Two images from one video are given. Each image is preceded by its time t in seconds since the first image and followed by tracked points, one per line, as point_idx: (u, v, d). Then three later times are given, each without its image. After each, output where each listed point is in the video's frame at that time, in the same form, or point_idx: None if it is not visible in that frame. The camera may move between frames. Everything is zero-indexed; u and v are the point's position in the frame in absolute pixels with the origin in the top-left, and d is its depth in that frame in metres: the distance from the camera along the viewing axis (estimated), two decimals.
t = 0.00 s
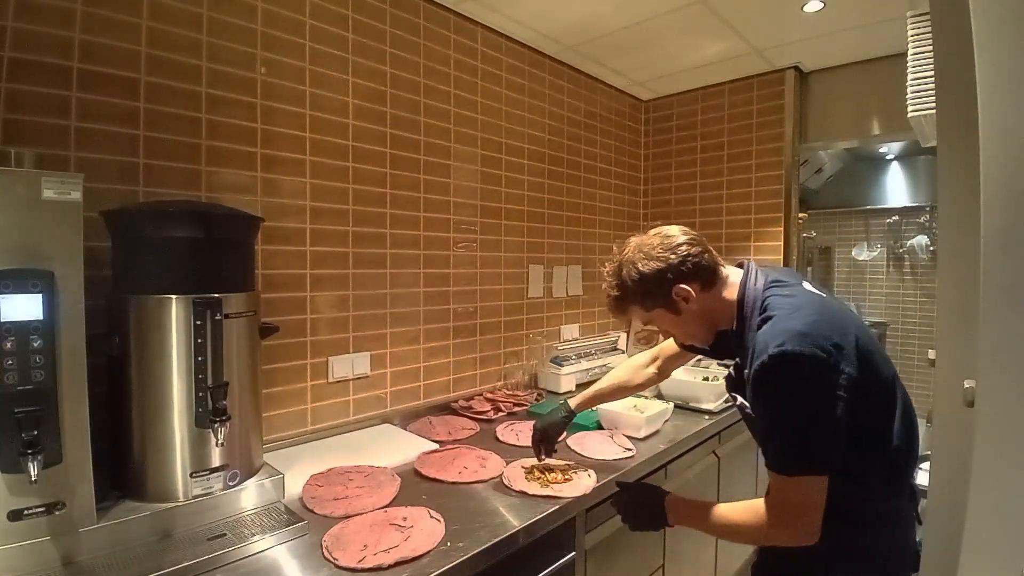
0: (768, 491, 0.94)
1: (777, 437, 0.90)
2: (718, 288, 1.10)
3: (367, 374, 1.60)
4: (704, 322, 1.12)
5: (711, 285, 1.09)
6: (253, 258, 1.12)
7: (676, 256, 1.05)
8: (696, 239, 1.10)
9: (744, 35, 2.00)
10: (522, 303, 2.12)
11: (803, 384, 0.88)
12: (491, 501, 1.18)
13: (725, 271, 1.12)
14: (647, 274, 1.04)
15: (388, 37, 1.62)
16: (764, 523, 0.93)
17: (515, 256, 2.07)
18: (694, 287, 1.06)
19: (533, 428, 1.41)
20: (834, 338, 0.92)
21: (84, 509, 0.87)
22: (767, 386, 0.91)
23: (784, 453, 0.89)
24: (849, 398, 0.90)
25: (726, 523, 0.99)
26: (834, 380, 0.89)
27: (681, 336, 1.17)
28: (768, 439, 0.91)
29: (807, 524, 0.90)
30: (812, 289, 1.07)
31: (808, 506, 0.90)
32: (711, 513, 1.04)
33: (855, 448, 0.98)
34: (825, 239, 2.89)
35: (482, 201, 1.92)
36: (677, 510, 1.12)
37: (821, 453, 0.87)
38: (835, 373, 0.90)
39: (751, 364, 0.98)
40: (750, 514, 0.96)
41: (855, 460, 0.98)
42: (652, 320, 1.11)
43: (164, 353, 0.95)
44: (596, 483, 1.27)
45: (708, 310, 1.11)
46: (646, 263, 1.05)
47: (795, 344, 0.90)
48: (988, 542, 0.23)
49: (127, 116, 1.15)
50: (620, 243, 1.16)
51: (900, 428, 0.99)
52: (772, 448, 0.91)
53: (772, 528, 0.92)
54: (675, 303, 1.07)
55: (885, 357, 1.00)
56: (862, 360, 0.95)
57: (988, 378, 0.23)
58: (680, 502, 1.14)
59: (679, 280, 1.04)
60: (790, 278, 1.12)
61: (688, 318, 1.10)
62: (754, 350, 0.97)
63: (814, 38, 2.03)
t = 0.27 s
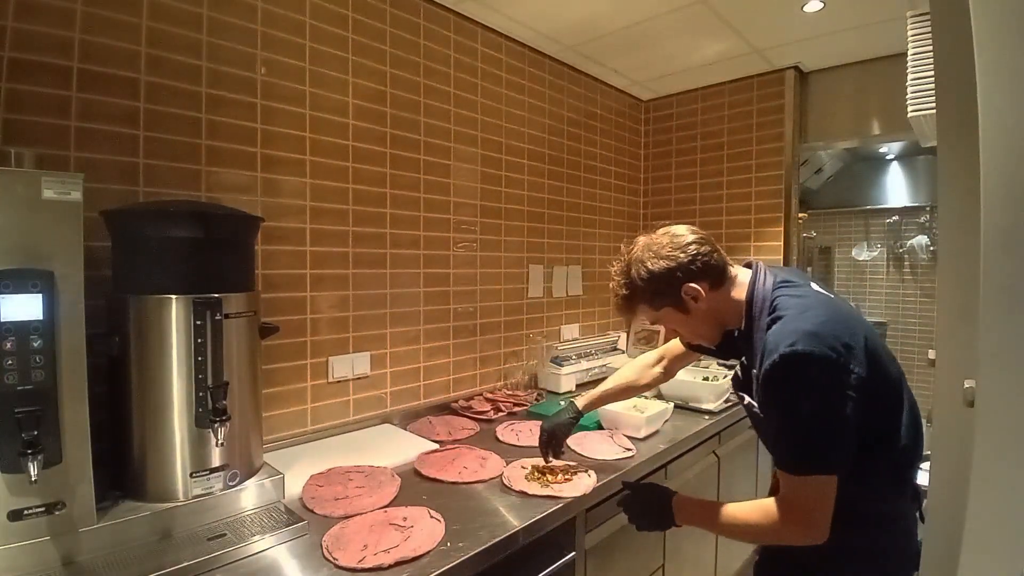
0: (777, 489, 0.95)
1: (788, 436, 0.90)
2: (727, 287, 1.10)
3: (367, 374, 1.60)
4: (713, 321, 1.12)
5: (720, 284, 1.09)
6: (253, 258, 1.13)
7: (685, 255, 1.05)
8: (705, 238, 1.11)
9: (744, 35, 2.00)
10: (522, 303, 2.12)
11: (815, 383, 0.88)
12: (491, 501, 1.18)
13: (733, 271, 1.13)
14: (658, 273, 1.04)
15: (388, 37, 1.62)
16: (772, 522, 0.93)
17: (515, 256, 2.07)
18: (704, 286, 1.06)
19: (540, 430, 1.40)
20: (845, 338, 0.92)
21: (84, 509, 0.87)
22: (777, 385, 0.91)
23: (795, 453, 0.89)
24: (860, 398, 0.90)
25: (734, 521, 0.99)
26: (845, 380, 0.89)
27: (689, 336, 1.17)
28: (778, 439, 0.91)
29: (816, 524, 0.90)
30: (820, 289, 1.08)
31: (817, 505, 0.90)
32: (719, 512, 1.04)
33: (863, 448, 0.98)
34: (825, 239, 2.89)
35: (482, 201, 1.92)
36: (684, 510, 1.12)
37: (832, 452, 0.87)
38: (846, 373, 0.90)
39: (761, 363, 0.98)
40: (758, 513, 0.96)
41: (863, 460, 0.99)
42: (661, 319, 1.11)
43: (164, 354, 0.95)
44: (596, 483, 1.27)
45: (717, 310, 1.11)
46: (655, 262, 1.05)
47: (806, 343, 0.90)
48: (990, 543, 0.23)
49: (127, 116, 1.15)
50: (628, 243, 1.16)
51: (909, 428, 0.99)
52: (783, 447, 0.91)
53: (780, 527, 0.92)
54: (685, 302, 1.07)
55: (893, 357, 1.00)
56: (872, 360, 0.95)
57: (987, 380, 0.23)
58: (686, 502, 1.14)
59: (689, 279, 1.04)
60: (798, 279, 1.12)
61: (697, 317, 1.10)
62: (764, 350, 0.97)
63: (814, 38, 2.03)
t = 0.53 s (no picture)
0: (786, 490, 0.94)
1: (797, 438, 0.89)
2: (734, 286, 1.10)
3: (367, 374, 1.60)
4: (720, 321, 1.12)
5: (727, 284, 1.09)
6: (253, 259, 1.13)
7: (692, 255, 1.05)
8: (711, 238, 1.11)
9: (745, 35, 2.00)
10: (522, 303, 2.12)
11: (824, 385, 0.88)
12: (491, 501, 1.18)
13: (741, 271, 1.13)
14: (665, 273, 1.04)
15: (388, 37, 1.62)
16: (782, 522, 0.93)
17: (515, 256, 2.07)
18: (711, 286, 1.06)
19: (547, 432, 1.39)
20: (854, 340, 0.92)
21: (84, 509, 0.87)
22: (786, 387, 0.91)
23: (803, 455, 0.89)
24: (868, 400, 0.90)
25: (744, 522, 0.99)
26: (853, 381, 0.89)
27: (696, 335, 1.17)
28: (787, 440, 0.91)
29: (826, 523, 0.90)
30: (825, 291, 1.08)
31: (827, 504, 0.89)
32: (728, 513, 1.03)
33: (869, 448, 0.98)
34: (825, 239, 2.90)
35: (482, 201, 1.92)
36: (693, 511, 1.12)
37: (840, 454, 0.87)
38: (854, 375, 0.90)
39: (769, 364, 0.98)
40: (767, 514, 0.95)
41: (869, 460, 0.99)
42: (667, 319, 1.12)
43: (164, 354, 0.95)
44: (596, 483, 1.27)
45: (724, 310, 1.11)
46: (662, 262, 1.05)
47: (816, 345, 0.90)
48: (990, 543, 0.23)
49: (127, 115, 1.15)
50: (634, 243, 1.17)
51: (915, 429, 1.00)
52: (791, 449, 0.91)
53: (790, 527, 0.92)
54: (692, 302, 1.07)
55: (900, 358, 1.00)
56: (879, 362, 0.95)
57: (987, 380, 0.23)
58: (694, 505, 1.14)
59: (696, 279, 1.04)
60: (805, 279, 1.12)
61: (704, 317, 1.10)
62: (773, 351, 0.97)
63: (814, 38, 2.04)
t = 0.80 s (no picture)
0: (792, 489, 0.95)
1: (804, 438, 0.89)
2: (737, 286, 1.10)
3: (367, 374, 1.60)
4: (723, 322, 1.12)
5: (730, 284, 1.09)
6: (253, 259, 1.13)
7: (696, 254, 1.05)
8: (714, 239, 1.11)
9: (745, 35, 2.00)
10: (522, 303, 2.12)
11: (831, 386, 0.88)
12: (491, 501, 1.18)
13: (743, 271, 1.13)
14: (670, 272, 1.04)
15: (388, 37, 1.62)
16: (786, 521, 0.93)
17: (515, 256, 2.07)
18: (715, 285, 1.06)
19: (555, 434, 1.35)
20: (859, 340, 0.92)
21: (84, 509, 0.87)
22: (792, 388, 0.91)
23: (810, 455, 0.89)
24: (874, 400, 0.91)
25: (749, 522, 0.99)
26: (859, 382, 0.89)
27: (698, 335, 1.17)
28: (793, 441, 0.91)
29: (829, 522, 0.90)
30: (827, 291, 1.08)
31: (831, 504, 0.89)
32: (734, 513, 1.04)
33: (873, 448, 0.98)
34: (825, 238, 2.90)
35: (482, 201, 1.92)
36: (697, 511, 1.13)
37: (847, 454, 0.87)
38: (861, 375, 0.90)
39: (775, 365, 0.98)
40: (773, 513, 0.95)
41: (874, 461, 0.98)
42: (670, 319, 1.11)
43: (164, 354, 0.95)
44: (596, 483, 1.27)
45: (728, 309, 1.11)
46: (666, 261, 1.05)
47: (822, 346, 0.90)
48: (990, 542, 0.23)
49: (127, 115, 1.15)
50: (636, 243, 1.16)
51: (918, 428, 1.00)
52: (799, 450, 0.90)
53: (795, 526, 0.92)
54: (697, 301, 1.07)
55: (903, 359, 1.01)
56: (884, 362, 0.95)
57: (986, 380, 0.23)
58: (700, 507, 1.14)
59: (700, 278, 1.04)
60: (808, 280, 1.12)
61: (707, 317, 1.10)
62: (779, 351, 0.97)
63: (814, 38, 2.04)
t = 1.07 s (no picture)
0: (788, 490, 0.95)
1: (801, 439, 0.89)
2: (732, 286, 1.10)
3: (367, 374, 1.60)
4: (717, 321, 1.12)
5: (726, 284, 1.09)
6: (253, 259, 1.12)
7: (692, 254, 1.05)
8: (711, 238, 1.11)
9: (745, 35, 2.00)
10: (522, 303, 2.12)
11: (827, 386, 0.88)
12: (491, 501, 1.18)
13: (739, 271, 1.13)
14: (666, 271, 1.04)
15: (388, 37, 1.62)
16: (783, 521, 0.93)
17: (515, 256, 2.07)
18: (710, 285, 1.06)
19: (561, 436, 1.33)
20: (854, 339, 0.92)
21: (85, 509, 0.87)
22: (788, 388, 0.91)
23: (808, 456, 0.89)
24: (869, 400, 0.91)
25: (746, 523, 0.99)
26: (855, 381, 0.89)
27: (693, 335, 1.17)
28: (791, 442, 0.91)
29: (826, 521, 0.90)
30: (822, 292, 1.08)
31: (827, 503, 0.89)
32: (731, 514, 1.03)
33: (870, 448, 0.98)
34: (824, 238, 2.89)
35: (482, 201, 1.92)
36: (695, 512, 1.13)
37: (843, 454, 0.87)
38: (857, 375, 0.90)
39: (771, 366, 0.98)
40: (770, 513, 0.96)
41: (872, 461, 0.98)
42: (665, 317, 1.12)
43: (164, 354, 0.95)
44: (596, 483, 1.27)
45: (723, 309, 1.11)
46: (662, 260, 1.05)
47: (817, 346, 0.90)
48: (990, 543, 0.23)
49: (127, 115, 1.15)
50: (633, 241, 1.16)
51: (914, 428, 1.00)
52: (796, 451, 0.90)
53: (792, 527, 0.92)
54: (691, 301, 1.07)
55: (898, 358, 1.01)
56: (879, 361, 0.96)
57: (987, 381, 0.23)
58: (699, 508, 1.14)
59: (696, 277, 1.04)
60: (803, 280, 1.13)
61: (702, 316, 1.10)
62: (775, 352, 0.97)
63: (814, 38, 2.04)
